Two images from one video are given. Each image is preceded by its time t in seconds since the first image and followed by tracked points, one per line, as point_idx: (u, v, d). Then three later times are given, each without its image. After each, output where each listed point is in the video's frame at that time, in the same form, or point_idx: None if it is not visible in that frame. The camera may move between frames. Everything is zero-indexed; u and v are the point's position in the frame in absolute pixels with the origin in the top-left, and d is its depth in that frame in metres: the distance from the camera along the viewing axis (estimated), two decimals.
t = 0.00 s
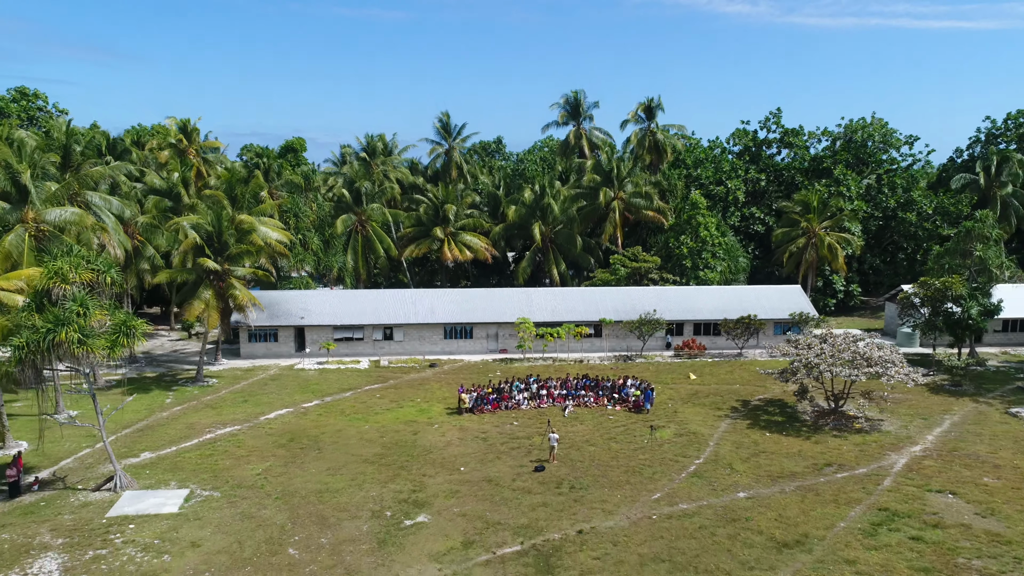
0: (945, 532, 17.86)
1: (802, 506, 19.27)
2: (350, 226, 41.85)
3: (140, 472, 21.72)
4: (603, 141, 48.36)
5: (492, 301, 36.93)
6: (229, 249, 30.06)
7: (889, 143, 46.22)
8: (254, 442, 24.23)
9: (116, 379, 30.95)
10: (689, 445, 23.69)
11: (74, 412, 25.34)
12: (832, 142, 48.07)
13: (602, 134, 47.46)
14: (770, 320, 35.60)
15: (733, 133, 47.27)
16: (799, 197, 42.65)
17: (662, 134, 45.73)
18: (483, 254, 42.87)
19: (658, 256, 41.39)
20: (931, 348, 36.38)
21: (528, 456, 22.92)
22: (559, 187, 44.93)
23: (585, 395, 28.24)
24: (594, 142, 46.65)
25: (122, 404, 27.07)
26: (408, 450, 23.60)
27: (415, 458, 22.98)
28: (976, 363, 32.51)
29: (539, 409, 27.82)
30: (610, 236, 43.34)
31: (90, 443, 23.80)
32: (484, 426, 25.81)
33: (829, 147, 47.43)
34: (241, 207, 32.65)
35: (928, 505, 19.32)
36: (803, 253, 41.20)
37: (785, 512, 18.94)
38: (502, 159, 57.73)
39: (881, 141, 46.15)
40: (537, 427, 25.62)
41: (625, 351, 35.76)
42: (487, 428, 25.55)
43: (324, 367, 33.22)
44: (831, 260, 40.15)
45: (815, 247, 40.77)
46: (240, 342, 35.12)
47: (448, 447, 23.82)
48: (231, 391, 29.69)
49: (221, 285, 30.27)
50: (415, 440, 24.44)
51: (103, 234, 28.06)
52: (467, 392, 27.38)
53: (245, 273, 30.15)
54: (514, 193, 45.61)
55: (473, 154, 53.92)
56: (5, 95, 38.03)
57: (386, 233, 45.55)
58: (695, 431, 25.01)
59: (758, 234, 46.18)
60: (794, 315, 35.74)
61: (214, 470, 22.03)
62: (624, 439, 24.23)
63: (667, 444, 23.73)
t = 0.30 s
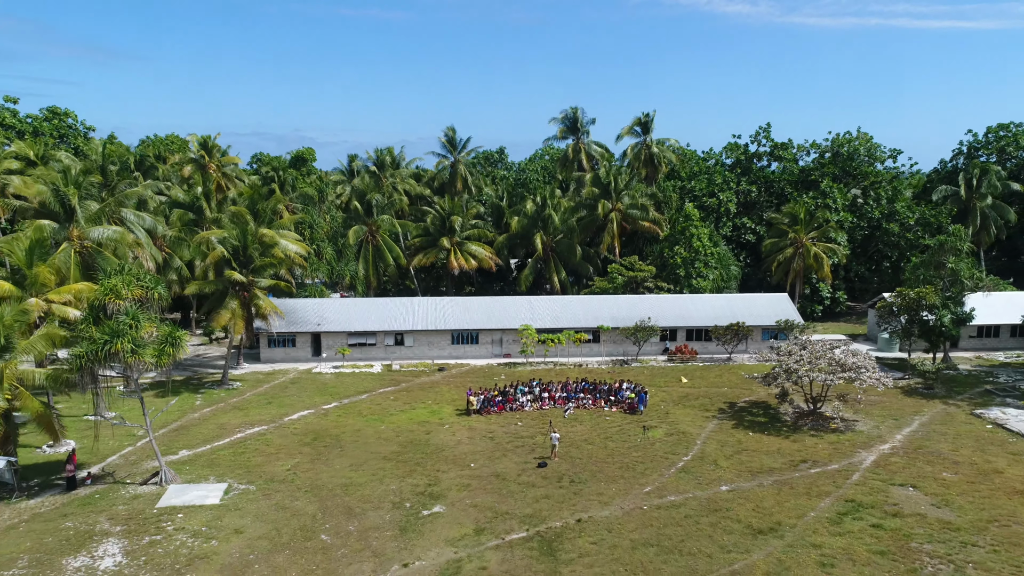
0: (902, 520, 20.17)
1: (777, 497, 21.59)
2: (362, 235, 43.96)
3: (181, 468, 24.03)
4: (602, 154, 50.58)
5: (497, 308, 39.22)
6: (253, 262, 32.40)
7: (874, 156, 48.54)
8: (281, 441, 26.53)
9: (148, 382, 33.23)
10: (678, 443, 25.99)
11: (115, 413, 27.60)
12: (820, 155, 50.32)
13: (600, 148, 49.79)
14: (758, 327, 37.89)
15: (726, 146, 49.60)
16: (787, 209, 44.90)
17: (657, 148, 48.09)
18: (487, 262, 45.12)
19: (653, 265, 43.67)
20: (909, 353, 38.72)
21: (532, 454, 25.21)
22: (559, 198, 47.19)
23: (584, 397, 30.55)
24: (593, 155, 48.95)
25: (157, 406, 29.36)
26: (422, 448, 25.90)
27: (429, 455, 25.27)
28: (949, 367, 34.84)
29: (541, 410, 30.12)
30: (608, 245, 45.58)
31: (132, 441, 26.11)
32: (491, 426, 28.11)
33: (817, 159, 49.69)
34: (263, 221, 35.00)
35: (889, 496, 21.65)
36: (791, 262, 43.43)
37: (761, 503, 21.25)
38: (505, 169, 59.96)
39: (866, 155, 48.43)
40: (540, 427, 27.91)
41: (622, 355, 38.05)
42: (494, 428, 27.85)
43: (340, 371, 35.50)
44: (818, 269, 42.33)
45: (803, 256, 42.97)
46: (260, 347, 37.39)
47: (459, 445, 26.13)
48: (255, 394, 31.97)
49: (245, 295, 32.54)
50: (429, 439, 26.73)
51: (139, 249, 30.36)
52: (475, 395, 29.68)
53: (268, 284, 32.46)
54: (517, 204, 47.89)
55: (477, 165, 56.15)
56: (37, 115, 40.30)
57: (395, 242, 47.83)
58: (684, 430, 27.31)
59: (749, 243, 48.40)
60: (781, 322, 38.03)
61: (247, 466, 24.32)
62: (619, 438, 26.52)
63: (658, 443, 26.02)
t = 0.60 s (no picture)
0: (867, 510, 22.52)
1: (757, 491, 23.94)
2: (371, 244, 45.99)
3: (216, 464, 26.39)
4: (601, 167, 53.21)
5: (501, 315, 41.55)
6: (275, 274, 34.81)
7: (859, 169, 50.95)
8: (304, 440, 28.89)
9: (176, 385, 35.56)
10: (669, 442, 28.34)
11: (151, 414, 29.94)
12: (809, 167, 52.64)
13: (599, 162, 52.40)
14: (748, 333, 40.24)
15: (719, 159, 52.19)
16: (777, 221, 47.18)
17: (651, 160, 50.76)
18: (492, 271, 47.40)
19: (648, 275, 46.09)
20: (890, 357, 41.08)
21: (536, 452, 27.55)
22: (560, 209, 49.50)
23: (583, 400, 32.89)
24: (592, 168, 51.51)
25: (188, 408, 31.71)
26: (435, 446, 28.25)
27: (441, 453, 27.63)
28: (924, 372, 37.25)
29: (543, 412, 32.47)
30: (607, 254, 47.88)
31: (167, 440, 28.47)
32: (498, 427, 30.44)
33: (806, 172, 52.04)
34: (283, 234, 37.44)
35: (858, 490, 24.00)
36: (780, 270, 45.68)
37: (741, 496, 23.59)
38: (507, 178, 62.30)
39: (853, 168, 50.75)
40: (543, 428, 30.26)
41: (619, 360, 40.40)
42: (500, 428, 30.18)
43: (354, 375, 37.83)
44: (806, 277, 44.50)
45: (791, 265, 45.16)
46: (279, 352, 39.70)
47: (468, 444, 28.48)
48: (277, 396, 34.32)
49: (267, 304, 34.93)
50: (440, 438, 29.09)
51: (171, 262, 32.79)
52: (482, 398, 32.03)
53: (289, 293, 34.90)
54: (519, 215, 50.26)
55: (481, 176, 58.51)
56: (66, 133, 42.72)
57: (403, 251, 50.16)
58: (675, 430, 29.68)
59: (741, 252, 50.73)
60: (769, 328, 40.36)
61: (275, 463, 26.66)
62: (615, 437, 28.87)
63: (651, 442, 28.37)
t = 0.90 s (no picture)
0: (839, 503, 24.91)
1: (739, 485, 26.33)
2: (380, 251, 47.94)
3: (245, 461, 28.77)
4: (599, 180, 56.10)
5: (505, 321, 43.92)
6: (295, 284, 37.26)
7: (846, 180, 53.33)
8: (324, 439, 31.29)
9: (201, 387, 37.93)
10: (661, 442, 30.72)
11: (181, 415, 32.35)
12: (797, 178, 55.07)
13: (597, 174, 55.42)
14: (738, 338, 42.61)
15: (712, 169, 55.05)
16: (767, 231, 49.56)
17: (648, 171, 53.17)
18: (495, 278, 49.71)
19: (644, 282, 48.50)
20: (873, 361, 43.48)
21: (538, 450, 29.93)
22: (560, 219, 51.87)
23: (582, 402, 35.22)
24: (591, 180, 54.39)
25: (215, 409, 34.12)
26: (445, 445, 30.63)
27: (451, 451, 30.00)
28: (903, 375, 39.66)
29: (545, 413, 34.82)
30: (605, 263, 50.23)
31: (198, 439, 30.84)
32: (503, 427, 32.82)
33: (795, 183, 54.48)
34: (300, 246, 39.85)
35: (832, 485, 26.39)
36: (769, 278, 47.96)
37: (725, 490, 25.98)
38: (510, 187, 64.69)
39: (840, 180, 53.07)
40: (545, 428, 32.63)
41: (616, 364, 42.77)
42: (505, 429, 32.54)
43: (367, 378, 40.21)
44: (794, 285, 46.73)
45: (781, 273, 47.37)
46: (295, 356, 42.07)
47: (475, 443, 30.86)
48: (295, 398, 36.70)
49: (286, 312, 37.28)
50: (449, 438, 31.46)
51: (198, 273, 35.08)
52: (488, 400, 34.39)
53: (307, 302, 37.26)
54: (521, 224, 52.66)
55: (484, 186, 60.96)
56: (93, 150, 45.04)
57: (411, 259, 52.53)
58: (667, 430, 32.06)
59: (733, 259, 53.06)
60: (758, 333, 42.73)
61: (299, 460, 29.05)
62: (611, 437, 31.25)
63: (644, 441, 30.73)
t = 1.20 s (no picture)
0: (816, 498, 27.29)
1: (726, 482, 28.72)
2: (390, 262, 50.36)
3: (271, 460, 31.14)
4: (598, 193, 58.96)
5: (509, 328, 46.31)
6: (313, 293, 39.42)
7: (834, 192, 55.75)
8: (342, 440, 33.66)
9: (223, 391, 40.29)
10: (656, 442, 33.09)
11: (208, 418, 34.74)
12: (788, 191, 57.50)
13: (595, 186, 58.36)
14: (729, 344, 44.99)
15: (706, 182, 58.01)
16: (758, 241, 51.99)
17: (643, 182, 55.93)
18: (499, 285, 51.88)
19: (641, 290, 50.85)
20: (857, 366, 45.86)
21: (541, 450, 32.30)
22: (561, 229, 54.24)
23: (582, 405, 37.58)
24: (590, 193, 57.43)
25: (238, 411, 36.52)
26: (455, 445, 33.01)
27: (460, 451, 32.37)
28: (885, 379, 42.05)
29: (547, 415, 37.19)
30: (604, 271, 52.52)
31: (225, 440, 33.23)
32: (508, 428, 35.19)
33: (786, 195, 56.96)
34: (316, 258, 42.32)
35: (811, 482, 28.78)
36: (761, 285, 50.22)
37: (713, 487, 28.37)
38: (512, 196, 67.08)
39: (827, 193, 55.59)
40: (547, 429, 35.01)
41: (614, 368, 45.17)
42: (510, 430, 34.91)
43: (379, 382, 42.59)
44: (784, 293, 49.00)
45: (772, 281, 49.62)
46: (310, 360, 44.44)
47: (482, 443, 33.22)
48: (313, 401, 39.07)
49: (304, 319, 39.41)
50: (459, 438, 33.83)
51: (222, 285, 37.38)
52: (494, 403, 36.77)
53: (323, 310, 39.54)
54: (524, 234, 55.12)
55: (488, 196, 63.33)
56: (118, 165, 47.07)
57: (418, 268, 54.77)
58: (661, 431, 34.43)
59: (727, 267, 55.36)
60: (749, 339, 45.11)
61: (320, 459, 31.44)
62: (609, 438, 33.64)
63: (640, 442, 33.12)
